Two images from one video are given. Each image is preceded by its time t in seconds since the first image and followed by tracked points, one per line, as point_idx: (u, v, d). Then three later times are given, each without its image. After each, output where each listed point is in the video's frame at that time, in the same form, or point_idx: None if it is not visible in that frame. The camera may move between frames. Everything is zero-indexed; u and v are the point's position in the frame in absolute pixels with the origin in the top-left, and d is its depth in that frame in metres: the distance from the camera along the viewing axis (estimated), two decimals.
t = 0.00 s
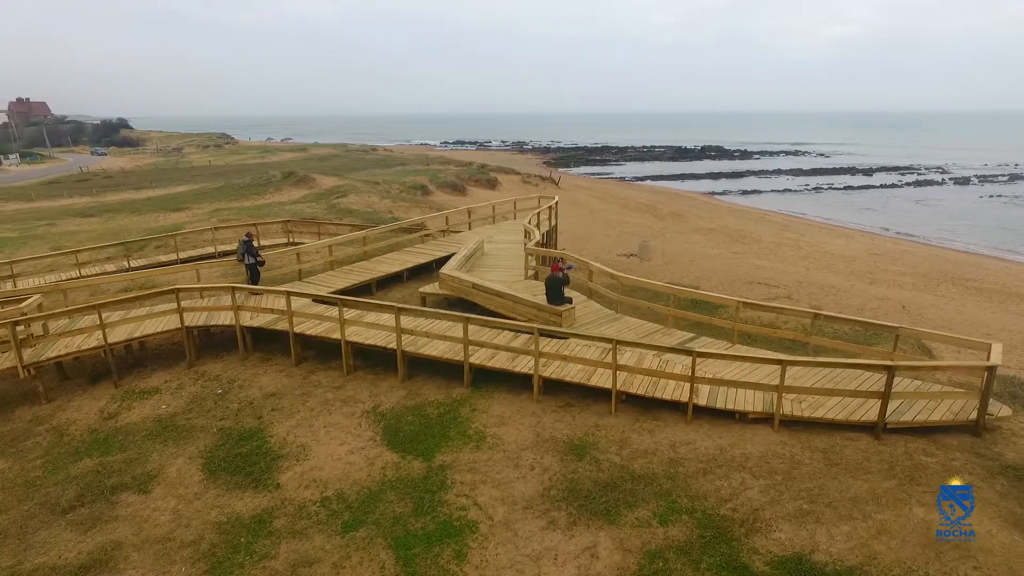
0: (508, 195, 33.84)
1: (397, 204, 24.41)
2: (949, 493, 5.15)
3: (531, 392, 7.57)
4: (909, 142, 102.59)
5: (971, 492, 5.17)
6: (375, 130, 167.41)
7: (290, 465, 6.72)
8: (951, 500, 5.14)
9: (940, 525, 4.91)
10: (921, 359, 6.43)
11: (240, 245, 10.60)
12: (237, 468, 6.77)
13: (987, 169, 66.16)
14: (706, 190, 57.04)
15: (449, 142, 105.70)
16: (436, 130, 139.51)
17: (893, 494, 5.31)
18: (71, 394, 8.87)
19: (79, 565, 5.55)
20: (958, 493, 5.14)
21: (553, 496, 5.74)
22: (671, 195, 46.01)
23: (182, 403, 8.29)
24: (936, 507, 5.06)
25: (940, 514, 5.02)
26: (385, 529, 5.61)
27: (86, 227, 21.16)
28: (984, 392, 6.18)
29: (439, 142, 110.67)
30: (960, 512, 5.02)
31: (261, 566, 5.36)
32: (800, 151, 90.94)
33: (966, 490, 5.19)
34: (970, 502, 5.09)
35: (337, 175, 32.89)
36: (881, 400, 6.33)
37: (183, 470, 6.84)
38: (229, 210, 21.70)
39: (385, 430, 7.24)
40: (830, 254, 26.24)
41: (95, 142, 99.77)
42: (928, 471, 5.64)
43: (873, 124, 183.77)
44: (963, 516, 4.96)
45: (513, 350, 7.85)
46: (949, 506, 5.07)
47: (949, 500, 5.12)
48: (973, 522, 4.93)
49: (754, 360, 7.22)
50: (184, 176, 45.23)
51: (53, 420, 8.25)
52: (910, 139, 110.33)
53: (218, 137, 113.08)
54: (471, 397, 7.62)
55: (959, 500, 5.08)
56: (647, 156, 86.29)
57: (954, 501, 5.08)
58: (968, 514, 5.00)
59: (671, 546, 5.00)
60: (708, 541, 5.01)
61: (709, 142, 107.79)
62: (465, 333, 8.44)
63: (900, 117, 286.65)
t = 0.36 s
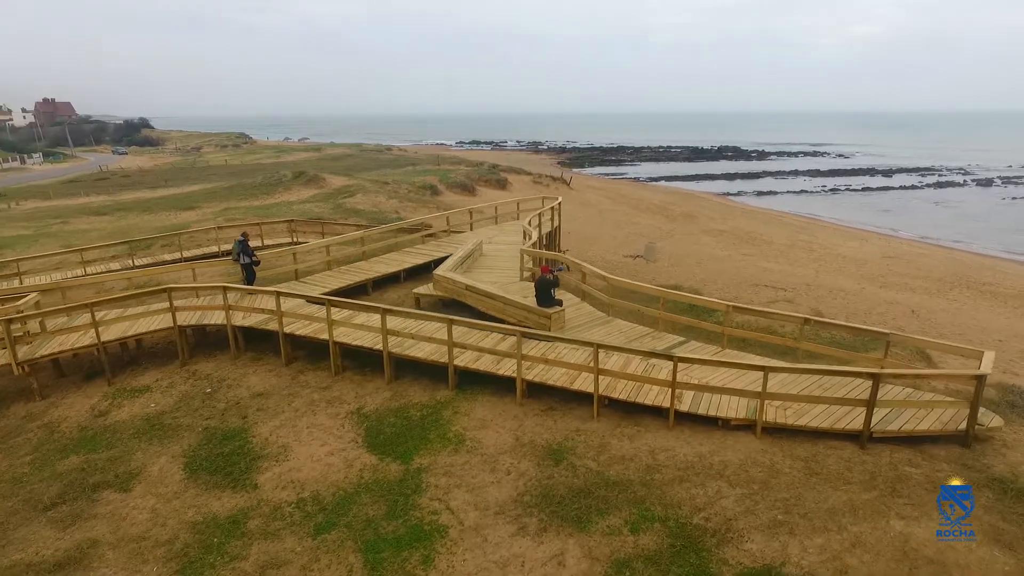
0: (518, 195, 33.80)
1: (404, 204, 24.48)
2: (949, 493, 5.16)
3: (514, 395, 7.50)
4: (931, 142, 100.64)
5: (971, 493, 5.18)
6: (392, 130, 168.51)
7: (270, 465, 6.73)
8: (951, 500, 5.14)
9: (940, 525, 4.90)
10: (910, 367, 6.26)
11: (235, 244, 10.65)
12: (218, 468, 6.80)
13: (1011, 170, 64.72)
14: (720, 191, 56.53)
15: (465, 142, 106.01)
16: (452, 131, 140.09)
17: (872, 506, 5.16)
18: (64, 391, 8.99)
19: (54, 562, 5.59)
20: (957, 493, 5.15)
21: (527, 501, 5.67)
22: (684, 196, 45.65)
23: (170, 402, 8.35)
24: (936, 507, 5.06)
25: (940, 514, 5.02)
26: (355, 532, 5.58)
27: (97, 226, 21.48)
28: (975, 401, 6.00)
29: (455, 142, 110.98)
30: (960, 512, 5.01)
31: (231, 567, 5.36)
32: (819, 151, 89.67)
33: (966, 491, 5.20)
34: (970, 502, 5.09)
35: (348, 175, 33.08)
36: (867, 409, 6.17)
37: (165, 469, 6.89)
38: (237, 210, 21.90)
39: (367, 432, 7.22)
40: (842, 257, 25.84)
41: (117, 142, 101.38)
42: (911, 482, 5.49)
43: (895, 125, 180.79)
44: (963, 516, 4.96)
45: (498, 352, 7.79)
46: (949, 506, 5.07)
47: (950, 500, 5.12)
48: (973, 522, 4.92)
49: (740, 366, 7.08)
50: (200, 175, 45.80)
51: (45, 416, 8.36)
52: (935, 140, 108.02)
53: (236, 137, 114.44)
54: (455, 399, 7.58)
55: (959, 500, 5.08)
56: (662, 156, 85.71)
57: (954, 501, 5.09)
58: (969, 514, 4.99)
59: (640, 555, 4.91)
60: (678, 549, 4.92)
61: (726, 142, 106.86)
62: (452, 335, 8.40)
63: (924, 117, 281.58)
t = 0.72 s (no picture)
0: (531, 195, 33.75)
1: (415, 204, 24.56)
2: (949, 493, 5.15)
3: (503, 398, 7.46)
4: (959, 143, 98.44)
5: (970, 492, 5.17)
6: (412, 130, 169.75)
7: (256, 464, 6.77)
8: (950, 500, 5.14)
9: (940, 525, 4.88)
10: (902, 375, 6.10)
11: (236, 244, 10.75)
12: (206, 466, 6.85)
13: None
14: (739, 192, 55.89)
15: (484, 141, 106.32)
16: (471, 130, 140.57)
17: (856, 518, 5.02)
18: (66, 387, 9.13)
19: (40, 556, 5.67)
20: (957, 493, 5.14)
21: (505, 505, 5.63)
22: (700, 197, 45.21)
23: (166, 399, 8.44)
24: (936, 507, 5.05)
25: (940, 514, 5.01)
26: (334, 532, 5.58)
27: (113, 224, 21.87)
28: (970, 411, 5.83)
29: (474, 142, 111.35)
30: (960, 512, 5.01)
31: (209, 565, 5.39)
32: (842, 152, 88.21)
33: (966, 490, 5.19)
34: (970, 502, 5.09)
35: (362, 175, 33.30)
36: (857, 417, 6.02)
37: (155, 465, 6.96)
38: (250, 209, 22.15)
39: (355, 432, 7.23)
40: (859, 259, 25.38)
41: (142, 142, 103.15)
42: (898, 493, 5.34)
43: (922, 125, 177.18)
44: (963, 516, 4.96)
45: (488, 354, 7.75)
46: (949, 506, 5.07)
47: (950, 500, 5.11)
48: (973, 522, 4.92)
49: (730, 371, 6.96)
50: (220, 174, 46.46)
51: (46, 412, 8.50)
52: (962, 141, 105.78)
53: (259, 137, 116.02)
54: (444, 401, 7.56)
55: (959, 500, 5.08)
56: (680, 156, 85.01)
57: (954, 501, 5.08)
58: (969, 514, 5.00)
59: (615, 563, 4.83)
60: (654, 558, 4.84)
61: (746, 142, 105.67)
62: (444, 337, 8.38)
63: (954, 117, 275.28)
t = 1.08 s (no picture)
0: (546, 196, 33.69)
1: (429, 204, 24.68)
2: (949, 493, 5.15)
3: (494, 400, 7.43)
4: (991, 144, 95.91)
5: (970, 492, 5.16)
6: (433, 130, 170.50)
7: (246, 462, 6.84)
8: (950, 500, 5.14)
9: (940, 525, 4.90)
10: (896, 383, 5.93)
11: (241, 243, 10.89)
12: (198, 462, 6.95)
13: None
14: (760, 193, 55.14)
15: (504, 141, 106.41)
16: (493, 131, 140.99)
17: (839, 530, 4.89)
18: (73, 382, 9.33)
19: (31, 548, 5.79)
20: (957, 493, 5.13)
21: (486, 508, 5.60)
22: (719, 198, 44.70)
23: (166, 396, 8.58)
24: (936, 507, 5.07)
25: (940, 514, 5.03)
26: (315, 531, 5.61)
27: (133, 222, 22.34)
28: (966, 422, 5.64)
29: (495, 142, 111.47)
30: (960, 512, 5.03)
31: (191, 561, 5.46)
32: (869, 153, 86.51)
33: (966, 490, 5.18)
34: (971, 502, 5.09)
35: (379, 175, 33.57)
36: (848, 426, 5.87)
37: (149, 461, 7.07)
38: (265, 208, 22.45)
39: (345, 431, 7.26)
40: (879, 263, 24.87)
41: (170, 141, 105.63)
42: (886, 505, 5.20)
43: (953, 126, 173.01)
44: (963, 516, 4.97)
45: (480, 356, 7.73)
46: (948, 506, 5.08)
47: (949, 500, 5.12)
48: (973, 522, 4.94)
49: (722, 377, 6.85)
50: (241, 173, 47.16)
51: (51, 406, 8.69)
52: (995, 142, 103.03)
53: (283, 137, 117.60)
54: (435, 402, 7.57)
55: (959, 500, 5.08)
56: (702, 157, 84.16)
57: (954, 500, 5.09)
58: (968, 513, 5.01)
59: (590, 569, 4.78)
60: (630, 565, 4.77)
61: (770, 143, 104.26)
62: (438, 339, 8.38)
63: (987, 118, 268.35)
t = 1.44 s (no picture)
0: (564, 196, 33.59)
1: (445, 204, 24.78)
2: (949, 493, 5.11)
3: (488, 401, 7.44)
4: None
5: (971, 492, 5.11)
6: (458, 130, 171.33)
7: (241, 457, 6.96)
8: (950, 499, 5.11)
9: (940, 525, 4.91)
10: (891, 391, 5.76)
11: (250, 240, 11.06)
12: (195, 456, 7.08)
13: None
14: (785, 195, 54.21)
15: (528, 142, 106.46)
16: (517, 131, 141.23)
17: (823, 541, 4.78)
18: (84, 375, 9.58)
19: (29, 537, 5.96)
20: (958, 492, 5.09)
21: (468, 508, 5.62)
22: (742, 199, 44.04)
23: (171, 390, 8.77)
24: (936, 508, 5.07)
25: (940, 514, 5.03)
26: (300, 527, 5.68)
27: (155, 220, 22.85)
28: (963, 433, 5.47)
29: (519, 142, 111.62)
30: (961, 512, 5.01)
31: (179, 552, 5.57)
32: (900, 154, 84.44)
33: (967, 489, 5.12)
34: (971, 501, 5.05)
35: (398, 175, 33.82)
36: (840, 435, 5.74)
37: (148, 454, 7.23)
38: (283, 207, 22.77)
39: (340, 428, 7.33)
40: (903, 267, 24.26)
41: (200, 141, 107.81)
42: (874, 516, 5.07)
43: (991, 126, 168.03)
44: (963, 516, 4.96)
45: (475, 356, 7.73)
46: (949, 506, 5.06)
47: (950, 499, 5.09)
48: (974, 523, 4.93)
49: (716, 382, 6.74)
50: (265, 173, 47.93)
51: (62, 398, 8.94)
52: None
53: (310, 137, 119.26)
54: (429, 402, 7.60)
55: (959, 500, 5.05)
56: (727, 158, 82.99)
57: (954, 500, 5.06)
58: (969, 513, 4.99)
59: (566, 572, 4.76)
60: (606, 569, 4.74)
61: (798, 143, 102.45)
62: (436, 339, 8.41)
63: None
